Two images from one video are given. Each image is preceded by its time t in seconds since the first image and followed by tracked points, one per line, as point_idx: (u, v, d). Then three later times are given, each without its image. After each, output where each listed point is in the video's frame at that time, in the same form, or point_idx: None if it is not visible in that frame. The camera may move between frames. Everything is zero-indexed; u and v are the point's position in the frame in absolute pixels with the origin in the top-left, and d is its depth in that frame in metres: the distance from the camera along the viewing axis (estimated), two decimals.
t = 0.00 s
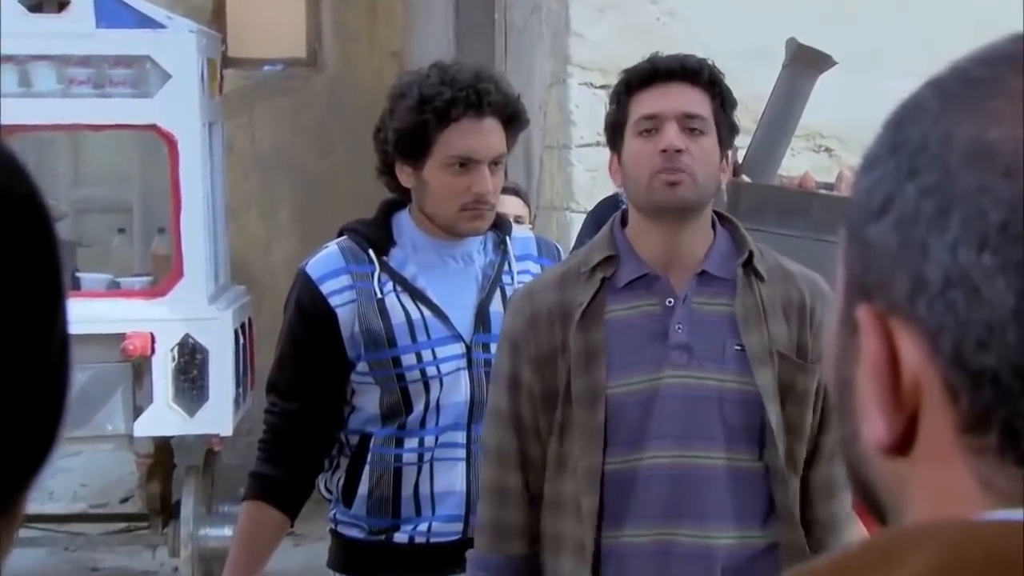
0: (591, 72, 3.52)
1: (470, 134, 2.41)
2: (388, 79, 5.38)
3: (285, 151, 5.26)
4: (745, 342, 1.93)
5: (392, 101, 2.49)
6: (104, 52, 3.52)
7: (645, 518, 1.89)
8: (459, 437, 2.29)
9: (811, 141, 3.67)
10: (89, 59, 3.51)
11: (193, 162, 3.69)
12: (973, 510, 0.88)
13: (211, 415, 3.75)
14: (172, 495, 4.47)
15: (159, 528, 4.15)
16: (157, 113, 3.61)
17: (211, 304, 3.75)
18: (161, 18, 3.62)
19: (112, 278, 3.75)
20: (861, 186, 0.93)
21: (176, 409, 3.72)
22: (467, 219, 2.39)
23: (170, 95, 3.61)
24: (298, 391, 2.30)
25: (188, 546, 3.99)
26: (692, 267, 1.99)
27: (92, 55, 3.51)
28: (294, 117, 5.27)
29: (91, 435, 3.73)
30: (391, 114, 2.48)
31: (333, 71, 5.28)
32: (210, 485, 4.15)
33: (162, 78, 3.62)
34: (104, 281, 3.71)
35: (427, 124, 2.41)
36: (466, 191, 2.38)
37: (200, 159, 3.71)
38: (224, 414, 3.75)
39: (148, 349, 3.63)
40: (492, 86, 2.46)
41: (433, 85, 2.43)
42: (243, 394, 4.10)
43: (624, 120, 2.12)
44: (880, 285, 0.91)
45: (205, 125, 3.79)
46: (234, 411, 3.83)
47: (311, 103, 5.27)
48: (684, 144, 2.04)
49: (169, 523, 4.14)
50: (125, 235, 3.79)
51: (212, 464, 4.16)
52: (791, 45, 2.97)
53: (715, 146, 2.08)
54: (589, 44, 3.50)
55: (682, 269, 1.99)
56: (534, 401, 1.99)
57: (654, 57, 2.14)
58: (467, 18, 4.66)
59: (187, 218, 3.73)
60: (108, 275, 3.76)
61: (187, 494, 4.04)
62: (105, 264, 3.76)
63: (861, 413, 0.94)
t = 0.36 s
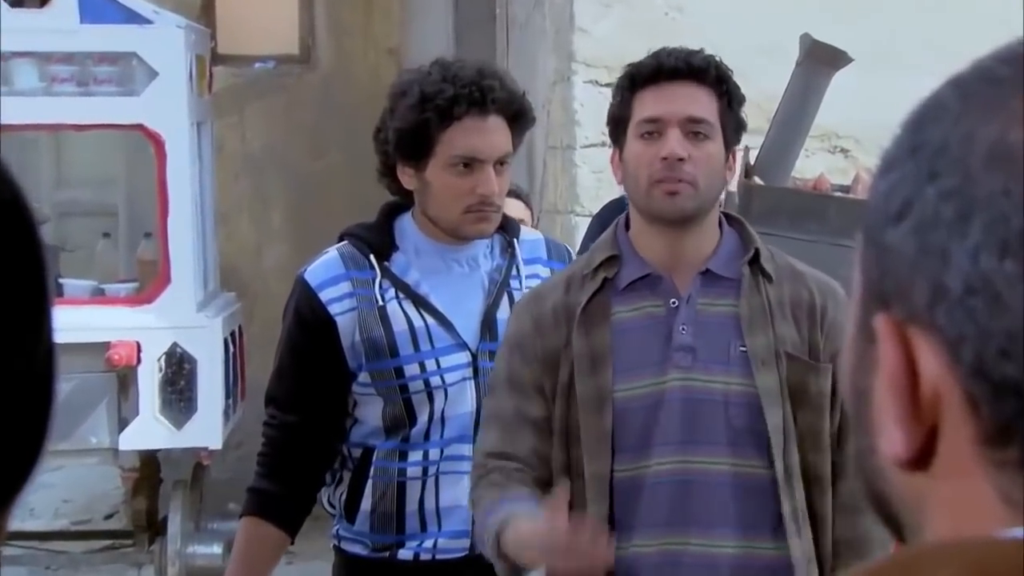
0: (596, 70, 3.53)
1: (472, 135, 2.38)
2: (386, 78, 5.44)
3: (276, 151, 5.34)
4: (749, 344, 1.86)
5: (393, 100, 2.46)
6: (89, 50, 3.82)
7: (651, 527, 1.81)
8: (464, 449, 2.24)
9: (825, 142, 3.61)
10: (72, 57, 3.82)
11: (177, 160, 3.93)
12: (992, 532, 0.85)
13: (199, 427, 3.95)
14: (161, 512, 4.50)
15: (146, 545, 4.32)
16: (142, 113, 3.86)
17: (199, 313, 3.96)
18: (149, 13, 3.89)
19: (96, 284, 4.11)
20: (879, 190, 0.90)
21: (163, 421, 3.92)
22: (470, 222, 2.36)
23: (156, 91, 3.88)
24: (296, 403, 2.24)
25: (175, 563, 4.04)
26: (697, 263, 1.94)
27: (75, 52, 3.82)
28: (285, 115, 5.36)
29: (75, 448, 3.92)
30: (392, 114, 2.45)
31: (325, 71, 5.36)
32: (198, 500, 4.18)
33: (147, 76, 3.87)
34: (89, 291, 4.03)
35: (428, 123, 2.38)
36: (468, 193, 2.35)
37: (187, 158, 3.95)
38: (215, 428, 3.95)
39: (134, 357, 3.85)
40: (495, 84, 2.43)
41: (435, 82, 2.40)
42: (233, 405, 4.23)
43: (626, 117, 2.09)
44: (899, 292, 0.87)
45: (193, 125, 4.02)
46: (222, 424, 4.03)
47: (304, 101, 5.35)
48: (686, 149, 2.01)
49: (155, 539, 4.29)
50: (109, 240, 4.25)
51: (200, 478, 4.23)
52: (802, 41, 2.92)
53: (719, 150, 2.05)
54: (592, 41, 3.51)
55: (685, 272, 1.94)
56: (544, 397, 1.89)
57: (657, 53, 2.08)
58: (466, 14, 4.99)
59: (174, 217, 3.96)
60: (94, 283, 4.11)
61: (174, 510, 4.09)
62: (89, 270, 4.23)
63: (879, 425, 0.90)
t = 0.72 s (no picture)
0: (600, 65, 3.51)
1: (481, 134, 2.29)
2: (381, 73, 5.10)
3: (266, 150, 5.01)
4: (761, 355, 1.80)
5: (394, 98, 2.37)
6: (69, 44, 3.46)
7: (655, 543, 1.75)
8: (467, 459, 2.16)
9: (839, 140, 3.57)
10: (51, 51, 3.44)
11: (163, 162, 3.56)
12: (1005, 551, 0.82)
13: (185, 438, 3.61)
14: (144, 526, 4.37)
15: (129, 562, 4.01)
16: (126, 111, 3.50)
17: (186, 318, 3.63)
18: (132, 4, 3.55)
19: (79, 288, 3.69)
20: (895, 191, 0.87)
21: (147, 432, 3.57)
22: (479, 224, 2.28)
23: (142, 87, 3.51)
24: (291, 411, 2.21)
25: None
26: (711, 272, 1.87)
27: (55, 45, 3.44)
28: (275, 111, 5.02)
29: (55, 460, 3.59)
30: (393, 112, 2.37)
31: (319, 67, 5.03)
32: (183, 515, 3.98)
33: (132, 70, 3.52)
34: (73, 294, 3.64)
35: (431, 120, 2.30)
36: (476, 193, 2.27)
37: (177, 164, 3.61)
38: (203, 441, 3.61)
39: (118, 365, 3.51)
40: (503, 77, 2.34)
41: (437, 79, 2.32)
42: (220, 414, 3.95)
43: (647, 115, 2.00)
44: (916, 299, 0.84)
45: (182, 122, 3.72)
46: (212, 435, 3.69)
47: (296, 97, 5.02)
48: (708, 153, 1.92)
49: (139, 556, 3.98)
50: (91, 242, 3.73)
51: (186, 492, 3.99)
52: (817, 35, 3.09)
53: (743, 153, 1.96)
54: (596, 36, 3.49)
55: (699, 278, 1.87)
56: (546, 411, 1.86)
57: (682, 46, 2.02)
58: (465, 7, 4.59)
59: (159, 221, 3.59)
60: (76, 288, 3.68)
61: (159, 524, 3.86)
62: (71, 274, 3.72)
63: (894, 438, 0.86)
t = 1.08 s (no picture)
0: (607, 64, 3.44)
1: (482, 135, 2.25)
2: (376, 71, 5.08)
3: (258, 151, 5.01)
4: (773, 368, 1.74)
5: (390, 100, 2.34)
6: (57, 43, 3.61)
7: (654, 564, 1.71)
8: (467, 474, 2.13)
9: (856, 142, 3.57)
10: (36, 50, 3.61)
11: (152, 163, 3.72)
12: (1011, 569, 0.82)
13: (173, 453, 3.75)
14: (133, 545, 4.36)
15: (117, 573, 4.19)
16: (113, 112, 3.66)
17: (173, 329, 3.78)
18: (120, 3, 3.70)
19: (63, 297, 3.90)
20: (910, 198, 0.84)
21: (135, 447, 3.73)
22: (484, 228, 2.24)
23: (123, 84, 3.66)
24: (284, 421, 2.18)
25: None
26: (723, 280, 1.83)
27: (39, 44, 3.60)
28: (269, 110, 5.00)
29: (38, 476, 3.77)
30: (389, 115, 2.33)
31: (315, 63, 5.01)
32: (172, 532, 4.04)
33: (117, 69, 3.67)
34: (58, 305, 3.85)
35: (429, 121, 2.25)
36: (480, 197, 2.23)
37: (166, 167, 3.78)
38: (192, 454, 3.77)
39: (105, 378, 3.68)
40: (502, 74, 2.30)
41: (433, 78, 2.27)
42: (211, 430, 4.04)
43: (663, 117, 1.95)
44: (930, 310, 0.81)
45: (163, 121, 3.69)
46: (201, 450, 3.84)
47: (289, 96, 5.00)
48: (731, 162, 1.88)
49: None
50: (76, 249, 4.01)
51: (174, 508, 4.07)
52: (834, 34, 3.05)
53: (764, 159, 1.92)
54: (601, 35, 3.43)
55: (709, 286, 1.83)
56: (548, 431, 1.86)
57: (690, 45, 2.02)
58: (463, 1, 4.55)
59: (146, 230, 3.75)
60: (59, 296, 3.91)
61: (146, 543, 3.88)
62: (55, 281, 4.00)
63: (909, 452, 0.84)
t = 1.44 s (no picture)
0: (611, 57, 3.40)
1: (475, 131, 2.21)
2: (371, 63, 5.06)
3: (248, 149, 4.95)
4: (796, 374, 1.72)
5: (379, 97, 2.29)
6: (37, 34, 3.37)
7: None
8: (463, 484, 2.11)
9: (870, 138, 3.53)
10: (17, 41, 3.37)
11: (135, 161, 3.50)
12: None
13: (160, 462, 3.57)
14: (115, 557, 4.16)
15: None
16: (96, 107, 3.44)
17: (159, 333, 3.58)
18: None
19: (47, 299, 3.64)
20: (923, 198, 0.82)
21: (118, 457, 3.53)
22: (480, 226, 2.21)
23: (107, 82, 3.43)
24: (272, 429, 2.15)
25: None
26: (743, 285, 1.80)
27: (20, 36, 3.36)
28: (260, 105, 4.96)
29: (19, 487, 3.48)
30: (379, 113, 2.29)
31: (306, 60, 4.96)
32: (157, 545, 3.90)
33: (100, 61, 3.45)
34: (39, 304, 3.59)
35: (420, 117, 2.21)
36: (476, 194, 2.19)
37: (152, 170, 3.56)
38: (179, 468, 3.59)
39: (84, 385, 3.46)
40: (492, 66, 2.26)
41: (424, 73, 2.23)
42: (197, 438, 3.87)
43: (682, 114, 1.93)
44: (945, 315, 0.78)
45: (156, 119, 3.61)
46: (187, 461, 3.66)
47: (280, 90, 4.96)
48: (750, 164, 1.85)
49: None
50: (58, 249, 3.65)
51: (160, 521, 3.93)
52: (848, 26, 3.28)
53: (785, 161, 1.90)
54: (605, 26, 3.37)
55: (731, 289, 1.80)
56: (555, 440, 1.80)
57: (686, 54, 2.08)
58: None
59: (131, 227, 3.54)
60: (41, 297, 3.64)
61: (130, 558, 3.78)
62: (33, 283, 3.66)
63: (922, 463, 0.81)
